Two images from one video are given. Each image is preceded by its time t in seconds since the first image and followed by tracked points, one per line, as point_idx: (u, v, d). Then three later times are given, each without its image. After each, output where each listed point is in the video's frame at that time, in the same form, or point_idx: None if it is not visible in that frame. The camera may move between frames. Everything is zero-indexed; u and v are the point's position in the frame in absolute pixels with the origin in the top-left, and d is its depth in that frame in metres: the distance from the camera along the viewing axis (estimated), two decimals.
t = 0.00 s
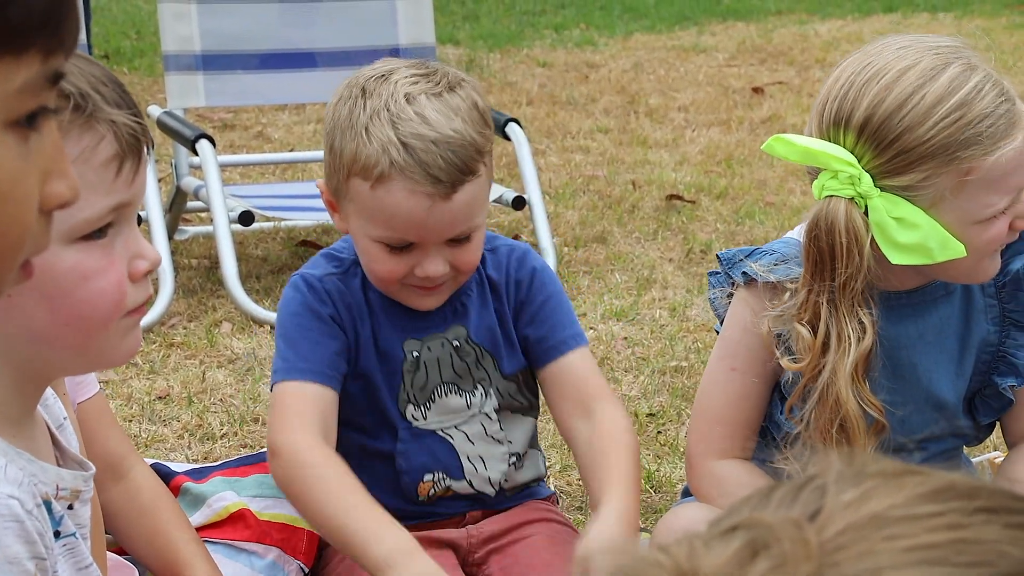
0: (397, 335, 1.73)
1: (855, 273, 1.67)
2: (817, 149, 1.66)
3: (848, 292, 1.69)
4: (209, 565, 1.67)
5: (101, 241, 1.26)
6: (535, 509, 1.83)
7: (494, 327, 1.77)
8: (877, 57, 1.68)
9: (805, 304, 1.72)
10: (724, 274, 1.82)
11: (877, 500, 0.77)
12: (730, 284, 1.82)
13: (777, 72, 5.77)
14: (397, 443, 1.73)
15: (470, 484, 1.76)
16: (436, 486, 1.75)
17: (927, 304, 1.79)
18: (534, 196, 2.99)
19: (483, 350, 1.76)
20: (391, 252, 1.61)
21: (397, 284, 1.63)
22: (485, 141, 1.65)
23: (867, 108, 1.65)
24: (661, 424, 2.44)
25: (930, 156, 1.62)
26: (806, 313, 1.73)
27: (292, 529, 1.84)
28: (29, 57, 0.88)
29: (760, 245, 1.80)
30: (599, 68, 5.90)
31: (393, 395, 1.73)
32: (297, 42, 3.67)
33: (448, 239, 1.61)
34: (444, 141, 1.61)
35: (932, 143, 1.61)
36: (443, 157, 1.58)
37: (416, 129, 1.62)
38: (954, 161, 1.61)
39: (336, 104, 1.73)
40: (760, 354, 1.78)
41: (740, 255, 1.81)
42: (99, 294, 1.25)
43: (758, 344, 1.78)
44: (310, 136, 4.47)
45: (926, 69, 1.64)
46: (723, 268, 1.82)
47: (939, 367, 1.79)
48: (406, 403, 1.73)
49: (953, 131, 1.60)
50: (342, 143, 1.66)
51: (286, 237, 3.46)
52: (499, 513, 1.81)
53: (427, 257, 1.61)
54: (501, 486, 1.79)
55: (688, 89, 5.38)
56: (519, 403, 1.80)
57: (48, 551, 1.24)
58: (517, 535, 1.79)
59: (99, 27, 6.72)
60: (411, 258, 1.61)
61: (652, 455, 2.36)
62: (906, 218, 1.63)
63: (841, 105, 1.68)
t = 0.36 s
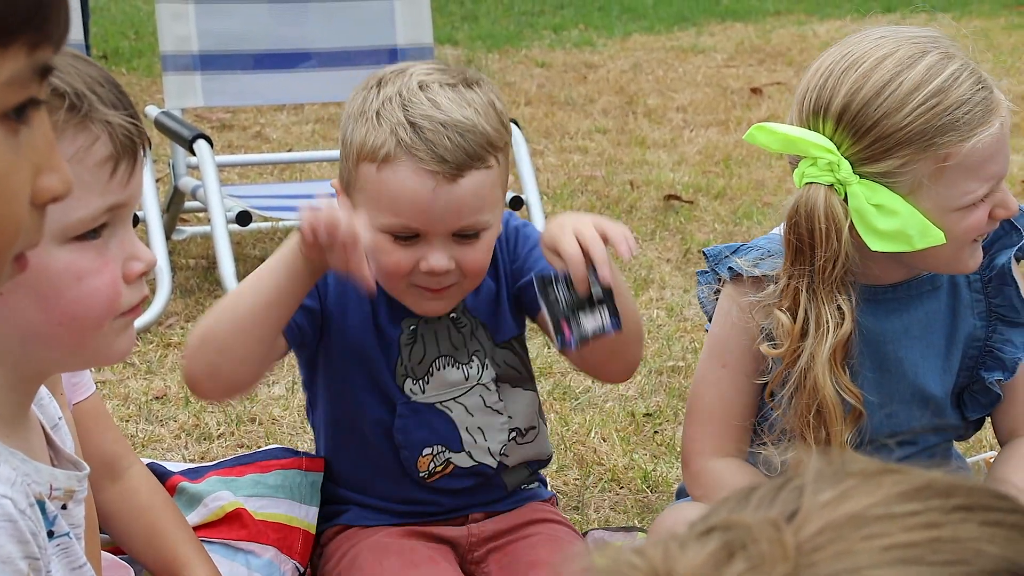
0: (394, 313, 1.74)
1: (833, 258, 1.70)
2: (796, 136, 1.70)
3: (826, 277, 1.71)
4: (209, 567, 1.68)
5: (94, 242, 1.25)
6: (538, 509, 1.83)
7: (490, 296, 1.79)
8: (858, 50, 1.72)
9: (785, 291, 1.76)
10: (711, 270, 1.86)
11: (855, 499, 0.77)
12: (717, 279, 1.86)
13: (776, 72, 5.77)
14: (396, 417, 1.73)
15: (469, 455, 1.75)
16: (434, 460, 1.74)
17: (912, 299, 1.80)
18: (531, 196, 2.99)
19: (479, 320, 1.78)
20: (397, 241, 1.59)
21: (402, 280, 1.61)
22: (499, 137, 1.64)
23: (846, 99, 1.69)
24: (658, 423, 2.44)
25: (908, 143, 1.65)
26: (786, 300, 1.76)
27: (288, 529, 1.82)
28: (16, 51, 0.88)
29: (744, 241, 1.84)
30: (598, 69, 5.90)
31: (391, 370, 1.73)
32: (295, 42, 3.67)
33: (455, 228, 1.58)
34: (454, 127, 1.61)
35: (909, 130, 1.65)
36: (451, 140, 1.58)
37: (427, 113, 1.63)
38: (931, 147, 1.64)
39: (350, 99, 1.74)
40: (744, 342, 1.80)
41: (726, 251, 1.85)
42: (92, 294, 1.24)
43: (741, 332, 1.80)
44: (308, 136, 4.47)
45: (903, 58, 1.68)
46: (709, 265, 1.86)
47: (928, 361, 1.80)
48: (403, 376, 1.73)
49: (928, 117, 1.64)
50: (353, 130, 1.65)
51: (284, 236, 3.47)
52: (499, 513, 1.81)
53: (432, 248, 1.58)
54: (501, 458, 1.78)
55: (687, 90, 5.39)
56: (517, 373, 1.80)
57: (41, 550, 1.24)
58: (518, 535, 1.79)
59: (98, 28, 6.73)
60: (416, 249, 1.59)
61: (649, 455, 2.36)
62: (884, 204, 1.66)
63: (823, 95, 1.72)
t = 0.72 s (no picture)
0: (412, 338, 1.68)
1: (826, 253, 1.70)
2: (787, 132, 1.71)
3: (819, 272, 1.72)
4: (209, 562, 1.67)
5: (95, 237, 1.25)
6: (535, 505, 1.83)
7: (505, 328, 1.77)
8: (847, 44, 1.73)
9: (779, 286, 1.76)
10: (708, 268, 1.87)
11: (846, 497, 0.76)
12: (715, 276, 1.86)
13: (778, 71, 5.77)
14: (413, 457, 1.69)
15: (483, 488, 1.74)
16: (454, 496, 1.72)
17: (909, 295, 1.79)
18: (532, 193, 3.00)
19: (493, 350, 1.75)
20: (385, 202, 1.56)
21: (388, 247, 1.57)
22: (501, 114, 1.63)
23: (837, 91, 1.69)
24: (658, 421, 2.44)
25: (899, 137, 1.65)
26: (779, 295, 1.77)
27: (286, 522, 1.81)
28: (14, 43, 0.88)
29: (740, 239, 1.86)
30: (600, 66, 5.90)
31: (409, 406, 1.68)
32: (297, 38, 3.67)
33: (445, 189, 1.56)
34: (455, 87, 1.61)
35: (900, 124, 1.65)
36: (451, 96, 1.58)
37: (426, 76, 1.64)
38: (923, 142, 1.64)
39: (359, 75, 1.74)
40: (739, 335, 1.81)
41: (723, 250, 1.86)
42: (91, 289, 1.23)
43: (737, 324, 1.81)
44: (310, 132, 4.47)
45: (895, 54, 1.68)
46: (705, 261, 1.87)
47: (926, 359, 1.80)
48: (422, 413, 1.68)
49: (921, 112, 1.64)
50: (352, 98, 1.65)
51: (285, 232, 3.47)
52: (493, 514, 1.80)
53: (421, 209, 1.56)
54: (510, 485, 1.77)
55: (689, 88, 5.38)
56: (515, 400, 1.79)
57: (39, 544, 1.24)
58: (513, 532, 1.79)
59: (100, 22, 6.74)
60: (404, 211, 1.56)
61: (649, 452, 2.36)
62: (876, 200, 1.66)
63: (813, 88, 1.73)
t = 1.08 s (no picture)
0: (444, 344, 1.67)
1: (814, 242, 1.70)
2: (778, 121, 1.71)
3: (807, 260, 1.72)
4: (207, 550, 1.67)
5: (93, 225, 1.25)
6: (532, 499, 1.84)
7: (539, 346, 1.77)
8: (839, 35, 1.73)
9: (767, 275, 1.77)
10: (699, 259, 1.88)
11: (840, 488, 0.77)
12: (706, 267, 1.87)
13: (778, 61, 5.76)
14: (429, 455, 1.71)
15: (484, 491, 1.76)
16: (454, 494, 1.74)
17: (901, 285, 1.80)
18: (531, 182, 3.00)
19: (524, 364, 1.75)
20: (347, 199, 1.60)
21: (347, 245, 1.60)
22: (466, 129, 1.57)
23: (828, 81, 1.69)
24: (656, 411, 2.44)
25: (889, 127, 1.65)
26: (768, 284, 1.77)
27: (283, 510, 1.82)
28: (16, 34, 0.88)
29: (733, 230, 1.87)
30: (600, 55, 5.90)
31: (433, 408, 1.69)
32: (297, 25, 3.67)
33: (381, 201, 1.54)
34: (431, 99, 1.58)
35: (891, 115, 1.65)
36: (410, 110, 1.55)
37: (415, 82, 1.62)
38: (912, 133, 1.64)
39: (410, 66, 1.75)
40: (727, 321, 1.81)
41: (715, 240, 1.87)
42: (89, 277, 1.23)
43: (725, 310, 1.81)
44: (309, 120, 4.46)
45: (887, 44, 1.68)
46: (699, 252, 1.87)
47: (917, 349, 1.80)
48: (444, 416, 1.69)
49: (910, 103, 1.64)
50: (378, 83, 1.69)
51: (283, 220, 3.47)
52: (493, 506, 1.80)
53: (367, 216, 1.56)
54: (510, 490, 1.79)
55: (689, 77, 5.37)
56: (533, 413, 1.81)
57: (35, 530, 1.24)
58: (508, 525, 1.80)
59: (100, 8, 6.72)
60: (356, 214, 1.58)
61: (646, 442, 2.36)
62: (865, 189, 1.66)
63: (804, 78, 1.73)
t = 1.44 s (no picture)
0: (426, 309, 1.69)
1: (805, 236, 1.71)
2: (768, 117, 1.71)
3: (797, 255, 1.73)
4: (201, 547, 1.67)
5: (82, 223, 1.24)
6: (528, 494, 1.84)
7: (527, 316, 1.76)
8: (830, 31, 1.73)
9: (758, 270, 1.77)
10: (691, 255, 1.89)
11: (831, 480, 0.77)
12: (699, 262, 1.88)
13: (771, 56, 5.76)
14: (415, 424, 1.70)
15: (483, 469, 1.75)
16: (450, 471, 1.72)
17: (892, 279, 1.80)
18: (525, 178, 3.00)
19: (508, 335, 1.73)
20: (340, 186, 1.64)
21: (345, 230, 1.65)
22: (443, 99, 1.62)
23: (819, 77, 1.69)
24: (649, 406, 2.45)
25: (879, 125, 1.66)
26: (758, 279, 1.78)
27: (278, 508, 1.83)
28: (14, 35, 0.87)
29: (723, 225, 1.89)
30: (594, 51, 5.90)
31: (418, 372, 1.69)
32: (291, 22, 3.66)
33: (373, 180, 1.60)
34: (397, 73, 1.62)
35: (881, 112, 1.65)
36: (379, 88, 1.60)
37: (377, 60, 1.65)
38: (903, 130, 1.65)
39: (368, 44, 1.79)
40: (719, 316, 1.82)
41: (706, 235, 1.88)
42: (78, 276, 1.23)
43: (716, 305, 1.82)
44: (303, 116, 4.46)
45: (878, 41, 1.69)
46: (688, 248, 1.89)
47: (908, 342, 1.80)
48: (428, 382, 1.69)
49: (901, 100, 1.65)
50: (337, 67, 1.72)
51: (277, 216, 3.47)
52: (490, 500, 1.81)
53: (359, 199, 1.61)
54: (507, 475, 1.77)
55: (682, 73, 5.38)
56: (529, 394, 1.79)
57: (28, 528, 1.24)
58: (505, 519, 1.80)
59: (93, 4, 6.70)
60: (349, 198, 1.62)
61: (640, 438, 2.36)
62: (856, 186, 1.66)
63: (795, 75, 1.73)
